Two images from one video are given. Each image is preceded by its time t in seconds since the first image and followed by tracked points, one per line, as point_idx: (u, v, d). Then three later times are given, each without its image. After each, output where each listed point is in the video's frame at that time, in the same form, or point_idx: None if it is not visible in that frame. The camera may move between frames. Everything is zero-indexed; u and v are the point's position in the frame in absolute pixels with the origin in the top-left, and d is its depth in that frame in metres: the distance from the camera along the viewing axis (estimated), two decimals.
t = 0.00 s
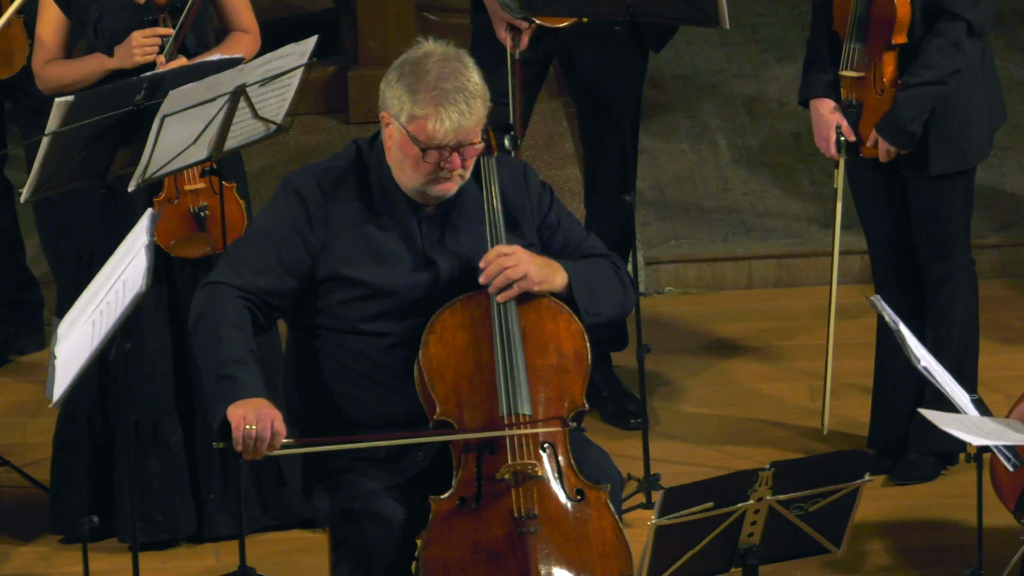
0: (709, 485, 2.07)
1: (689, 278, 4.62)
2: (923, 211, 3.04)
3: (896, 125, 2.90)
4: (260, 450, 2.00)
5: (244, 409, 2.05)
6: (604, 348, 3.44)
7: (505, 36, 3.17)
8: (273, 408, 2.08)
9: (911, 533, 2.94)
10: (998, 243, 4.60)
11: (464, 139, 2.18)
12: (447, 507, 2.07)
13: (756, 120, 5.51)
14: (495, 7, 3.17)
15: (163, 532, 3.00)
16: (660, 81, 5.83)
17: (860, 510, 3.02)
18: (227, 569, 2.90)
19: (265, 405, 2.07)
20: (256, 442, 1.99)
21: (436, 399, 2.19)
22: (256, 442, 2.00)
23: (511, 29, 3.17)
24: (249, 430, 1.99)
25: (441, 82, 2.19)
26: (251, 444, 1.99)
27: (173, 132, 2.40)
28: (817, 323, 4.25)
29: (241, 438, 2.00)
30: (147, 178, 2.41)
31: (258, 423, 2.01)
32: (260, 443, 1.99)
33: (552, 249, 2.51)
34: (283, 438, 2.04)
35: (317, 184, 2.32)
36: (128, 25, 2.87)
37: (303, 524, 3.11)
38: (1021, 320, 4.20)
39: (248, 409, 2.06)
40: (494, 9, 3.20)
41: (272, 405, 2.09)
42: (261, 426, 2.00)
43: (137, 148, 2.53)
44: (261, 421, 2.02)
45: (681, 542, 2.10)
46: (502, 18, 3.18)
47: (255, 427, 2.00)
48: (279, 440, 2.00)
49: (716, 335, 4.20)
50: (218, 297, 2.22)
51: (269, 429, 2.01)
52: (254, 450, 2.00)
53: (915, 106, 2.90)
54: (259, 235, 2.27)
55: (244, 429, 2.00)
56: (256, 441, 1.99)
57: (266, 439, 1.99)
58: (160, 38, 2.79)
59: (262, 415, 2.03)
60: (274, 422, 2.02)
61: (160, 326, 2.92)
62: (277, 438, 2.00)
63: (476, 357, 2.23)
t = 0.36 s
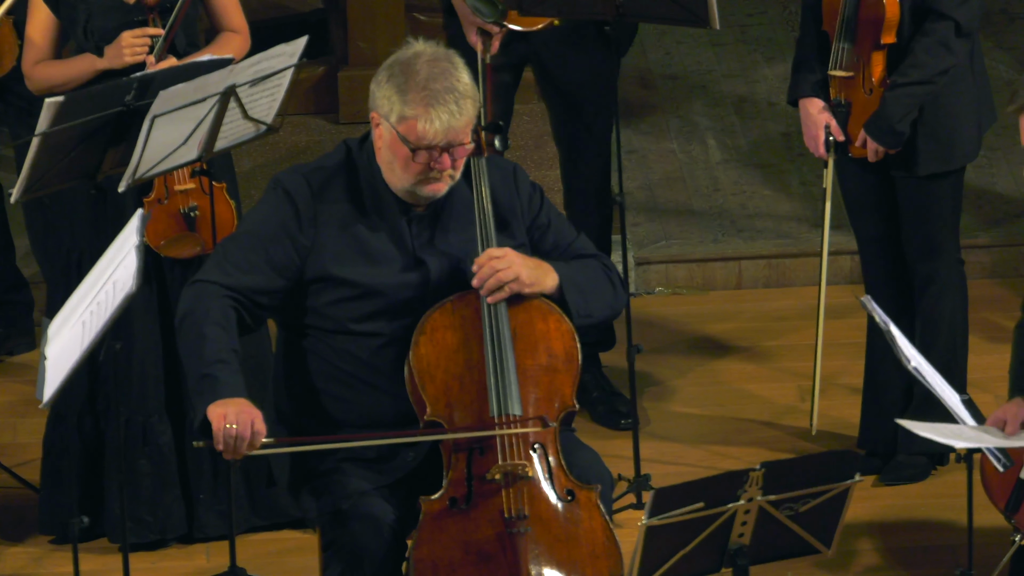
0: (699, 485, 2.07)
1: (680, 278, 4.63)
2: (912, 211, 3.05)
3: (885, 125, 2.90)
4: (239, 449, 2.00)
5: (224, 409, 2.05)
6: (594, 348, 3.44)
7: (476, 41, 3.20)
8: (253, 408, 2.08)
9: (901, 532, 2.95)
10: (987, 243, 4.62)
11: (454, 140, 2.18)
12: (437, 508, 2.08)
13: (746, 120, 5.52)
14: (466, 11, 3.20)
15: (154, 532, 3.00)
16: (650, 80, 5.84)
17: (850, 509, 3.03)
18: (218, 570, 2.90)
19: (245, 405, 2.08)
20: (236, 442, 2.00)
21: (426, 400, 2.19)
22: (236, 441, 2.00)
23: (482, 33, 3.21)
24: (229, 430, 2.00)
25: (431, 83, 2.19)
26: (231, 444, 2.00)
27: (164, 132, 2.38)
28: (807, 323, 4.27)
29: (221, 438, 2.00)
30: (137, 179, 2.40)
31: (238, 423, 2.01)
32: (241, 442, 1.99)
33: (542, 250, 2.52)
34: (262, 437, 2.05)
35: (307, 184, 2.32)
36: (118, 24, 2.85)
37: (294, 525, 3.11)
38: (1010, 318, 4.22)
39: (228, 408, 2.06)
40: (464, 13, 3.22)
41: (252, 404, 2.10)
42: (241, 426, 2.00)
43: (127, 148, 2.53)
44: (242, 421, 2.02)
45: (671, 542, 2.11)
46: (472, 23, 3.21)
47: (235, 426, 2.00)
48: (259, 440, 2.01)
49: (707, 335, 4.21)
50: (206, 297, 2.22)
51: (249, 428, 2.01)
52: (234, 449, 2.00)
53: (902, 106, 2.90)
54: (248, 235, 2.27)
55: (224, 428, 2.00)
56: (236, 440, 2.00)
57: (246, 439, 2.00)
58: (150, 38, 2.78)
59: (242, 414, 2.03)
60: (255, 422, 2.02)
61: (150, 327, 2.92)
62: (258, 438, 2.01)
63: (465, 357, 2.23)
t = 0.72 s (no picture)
0: (695, 485, 2.07)
1: (676, 278, 4.63)
2: (909, 212, 3.05)
3: (882, 125, 2.90)
4: (220, 453, 1.99)
5: (206, 412, 2.04)
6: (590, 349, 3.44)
7: (450, 46, 3.29)
8: (234, 411, 2.07)
9: (896, 533, 2.95)
10: (983, 243, 4.62)
11: (450, 140, 2.18)
12: (433, 508, 2.07)
13: (742, 121, 5.52)
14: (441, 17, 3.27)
15: (149, 533, 2.99)
16: (646, 81, 5.84)
17: (846, 510, 3.03)
18: (214, 570, 2.90)
19: (226, 407, 2.07)
20: (216, 445, 1.99)
21: (422, 401, 2.19)
22: (216, 444, 1.99)
23: (456, 39, 3.27)
24: (210, 432, 1.98)
25: (426, 83, 2.19)
26: (212, 447, 1.98)
27: (158, 133, 2.38)
28: (804, 323, 4.27)
29: (202, 440, 1.99)
30: (133, 179, 2.40)
31: (220, 426, 2.00)
32: (221, 445, 1.98)
33: (539, 250, 2.52)
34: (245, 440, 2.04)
35: (303, 185, 2.32)
36: (114, 25, 2.85)
37: (290, 525, 3.11)
38: (1008, 319, 4.23)
39: (210, 411, 2.05)
40: (438, 19, 3.29)
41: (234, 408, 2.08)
42: (222, 429, 1.99)
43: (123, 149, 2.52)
44: (223, 424, 2.00)
45: (666, 542, 2.11)
46: (448, 28, 3.28)
47: (216, 429, 1.99)
48: (240, 443, 2.00)
49: (703, 335, 4.21)
50: (200, 298, 2.21)
51: (230, 431, 2.00)
52: (215, 453, 1.99)
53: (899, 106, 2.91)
54: (245, 236, 2.27)
55: (206, 431, 1.99)
56: (217, 444, 1.99)
57: (228, 442, 1.99)
58: (146, 39, 2.78)
59: (224, 416, 2.02)
60: (236, 425, 2.01)
61: (146, 327, 2.92)
62: (239, 441, 1.99)
63: (461, 357, 2.23)
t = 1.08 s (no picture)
0: (690, 485, 2.07)
1: (672, 278, 4.63)
2: (904, 211, 3.06)
3: (877, 125, 2.90)
4: (216, 455, 2.01)
5: (204, 413, 2.05)
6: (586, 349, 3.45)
7: (444, 45, 3.29)
8: (232, 412, 2.08)
9: (892, 533, 2.95)
10: (978, 242, 4.63)
11: (446, 137, 2.18)
12: (429, 508, 2.08)
13: (738, 120, 5.53)
14: (434, 16, 3.25)
15: (145, 533, 2.99)
16: (642, 81, 5.84)
17: (841, 509, 3.04)
18: (210, 570, 2.90)
19: (225, 408, 2.08)
20: (214, 447, 2.00)
21: (419, 400, 2.19)
22: (213, 447, 2.01)
23: (449, 38, 3.27)
24: (208, 436, 2.00)
25: (421, 81, 2.19)
26: (208, 448, 2.00)
27: (155, 133, 2.38)
28: (800, 322, 4.28)
29: (199, 442, 2.01)
30: (128, 179, 2.40)
31: (217, 428, 2.01)
32: (218, 450, 2.00)
33: (536, 248, 2.53)
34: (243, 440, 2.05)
35: (300, 185, 2.32)
36: (109, 24, 2.85)
37: (285, 525, 3.11)
38: (1003, 318, 4.24)
39: (209, 413, 2.06)
40: (431, 19, 3.27)
41: (233, 411, 2.09)
42: (220, 431, 2.01)
43: (119, 147, 2.52)
44: (220, 426, 2.02)
45: (662, 542, 2.11)
46: (441, 27, 3.27)
47: (213, 432, 2.01)
48: (238, 444, 2.01)
49: (699, 335, 4.21)
50: (198, 299, 2.21)
51: (228, 435, 2.01)
52: (211, 454, 2.01)
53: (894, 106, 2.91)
54: (242, 236, 2.26)
55: (203, 433, 2.01)
56: (214, 445, 2.00)
57: (225, 445, 2.00)
58: (141, 38, 2.78)
59: (222, 419, 2.03)
60: (234, 427, 2.02)
61: (142, 326, 2.92)
62: (236, 444, 2.01)
63: (456, 358, 2.23)
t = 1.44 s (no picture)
0: (691, 485, 2.07)
1: (672, 278, 4.63)
2: (905, 211, 3.06)
3: (878, 125, 2.90)
4: (258, 457, 1.99)
5: (246, 417, 2.04)
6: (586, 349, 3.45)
7: (445, 44, 3.29)
8: (274, 416, 2.06)
9: (893, 532, 2.95)
10: (979, 242, 4.62)
11: (448, 135, 2.18)
12: (430, 507, 2.07)
13: (738, 120, 5.53)
14: (433, 16, 3.25)
15: (144, 532, 2.99)
16: (642, 81, 5.84)
17: (841, 508, 3.04)
18: (210, 570, 2.89)
19: (267, 412, 2.06)
20: (255, 449, 1.98)
21: (420, 400, 2.18)
22: (255, 449, 1.99)
23: (450, 37, 3.28)
24: (249, 438, 1.99)
25: (424, 79, 2.19)
26: (249, 451, 1.98)
27: (155, 132, 2.38)
28: (800, 322, 4.28)
29: (241, 445, 1.99)
30: (129, 178, 2.41)
31: (258, 432, 2.00)
32: (259, 451, 1.98)
33: (538, 246, 2.53)
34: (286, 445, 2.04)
35: (303, 184, 2.32)
36: (109, 24, 2.85)
37: (285, 524, 3.11)
38: (1003, 318, 4.24)
39: (249, 416, 2.05)
40: (430, 18, 3.28)
41: (273, 412, 2.08)
42: (261, 435, 1.99)
43: (120, 146, 2.52)
44: (261, 430, 2.00)
45: (662, 542, 2.11)
46: (441, 26, 3.27)
47: (255, 435, 1.99)
48: (279, 448, 1.99)
49: (700, 334, 4.21)
50: (213, 300, 2.20)
51: (270, 437, 1.99)
52: (252, 457, 1.99)
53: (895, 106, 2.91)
54: (247, 237, 2.26)
55: (244, 436, 1.99)
56: (254, 449, 1.98)
57: (266, 447, 1.98)
58: (141, 38, 2.78)
59: (262, 422, 2.02)
60: (275, 431, 2.00)
61: (142, 326, 2.92)
62: (277, 447, 1.98)
63: (458, 357, 2.23)
